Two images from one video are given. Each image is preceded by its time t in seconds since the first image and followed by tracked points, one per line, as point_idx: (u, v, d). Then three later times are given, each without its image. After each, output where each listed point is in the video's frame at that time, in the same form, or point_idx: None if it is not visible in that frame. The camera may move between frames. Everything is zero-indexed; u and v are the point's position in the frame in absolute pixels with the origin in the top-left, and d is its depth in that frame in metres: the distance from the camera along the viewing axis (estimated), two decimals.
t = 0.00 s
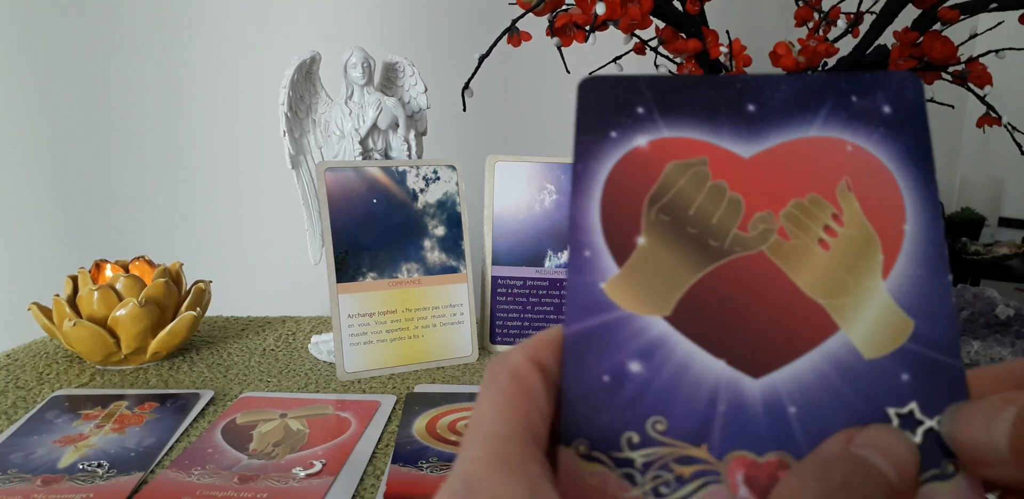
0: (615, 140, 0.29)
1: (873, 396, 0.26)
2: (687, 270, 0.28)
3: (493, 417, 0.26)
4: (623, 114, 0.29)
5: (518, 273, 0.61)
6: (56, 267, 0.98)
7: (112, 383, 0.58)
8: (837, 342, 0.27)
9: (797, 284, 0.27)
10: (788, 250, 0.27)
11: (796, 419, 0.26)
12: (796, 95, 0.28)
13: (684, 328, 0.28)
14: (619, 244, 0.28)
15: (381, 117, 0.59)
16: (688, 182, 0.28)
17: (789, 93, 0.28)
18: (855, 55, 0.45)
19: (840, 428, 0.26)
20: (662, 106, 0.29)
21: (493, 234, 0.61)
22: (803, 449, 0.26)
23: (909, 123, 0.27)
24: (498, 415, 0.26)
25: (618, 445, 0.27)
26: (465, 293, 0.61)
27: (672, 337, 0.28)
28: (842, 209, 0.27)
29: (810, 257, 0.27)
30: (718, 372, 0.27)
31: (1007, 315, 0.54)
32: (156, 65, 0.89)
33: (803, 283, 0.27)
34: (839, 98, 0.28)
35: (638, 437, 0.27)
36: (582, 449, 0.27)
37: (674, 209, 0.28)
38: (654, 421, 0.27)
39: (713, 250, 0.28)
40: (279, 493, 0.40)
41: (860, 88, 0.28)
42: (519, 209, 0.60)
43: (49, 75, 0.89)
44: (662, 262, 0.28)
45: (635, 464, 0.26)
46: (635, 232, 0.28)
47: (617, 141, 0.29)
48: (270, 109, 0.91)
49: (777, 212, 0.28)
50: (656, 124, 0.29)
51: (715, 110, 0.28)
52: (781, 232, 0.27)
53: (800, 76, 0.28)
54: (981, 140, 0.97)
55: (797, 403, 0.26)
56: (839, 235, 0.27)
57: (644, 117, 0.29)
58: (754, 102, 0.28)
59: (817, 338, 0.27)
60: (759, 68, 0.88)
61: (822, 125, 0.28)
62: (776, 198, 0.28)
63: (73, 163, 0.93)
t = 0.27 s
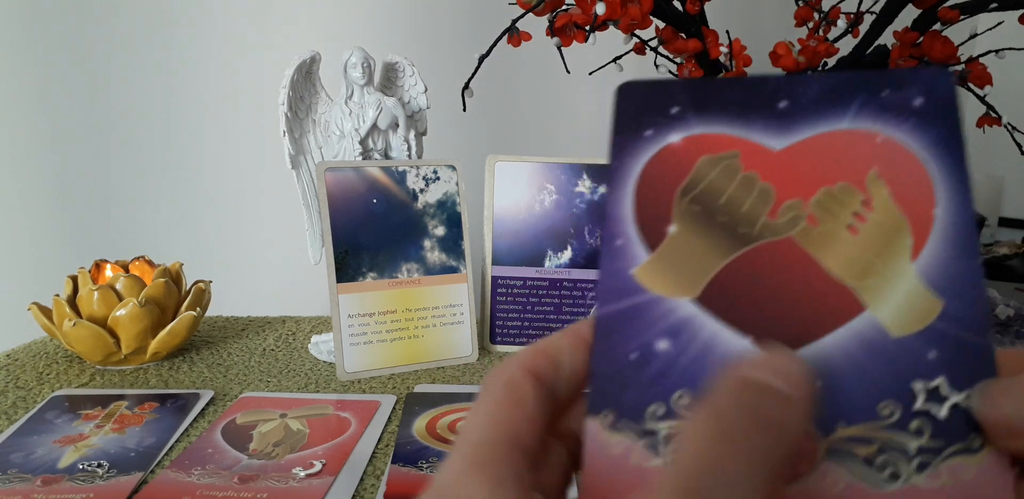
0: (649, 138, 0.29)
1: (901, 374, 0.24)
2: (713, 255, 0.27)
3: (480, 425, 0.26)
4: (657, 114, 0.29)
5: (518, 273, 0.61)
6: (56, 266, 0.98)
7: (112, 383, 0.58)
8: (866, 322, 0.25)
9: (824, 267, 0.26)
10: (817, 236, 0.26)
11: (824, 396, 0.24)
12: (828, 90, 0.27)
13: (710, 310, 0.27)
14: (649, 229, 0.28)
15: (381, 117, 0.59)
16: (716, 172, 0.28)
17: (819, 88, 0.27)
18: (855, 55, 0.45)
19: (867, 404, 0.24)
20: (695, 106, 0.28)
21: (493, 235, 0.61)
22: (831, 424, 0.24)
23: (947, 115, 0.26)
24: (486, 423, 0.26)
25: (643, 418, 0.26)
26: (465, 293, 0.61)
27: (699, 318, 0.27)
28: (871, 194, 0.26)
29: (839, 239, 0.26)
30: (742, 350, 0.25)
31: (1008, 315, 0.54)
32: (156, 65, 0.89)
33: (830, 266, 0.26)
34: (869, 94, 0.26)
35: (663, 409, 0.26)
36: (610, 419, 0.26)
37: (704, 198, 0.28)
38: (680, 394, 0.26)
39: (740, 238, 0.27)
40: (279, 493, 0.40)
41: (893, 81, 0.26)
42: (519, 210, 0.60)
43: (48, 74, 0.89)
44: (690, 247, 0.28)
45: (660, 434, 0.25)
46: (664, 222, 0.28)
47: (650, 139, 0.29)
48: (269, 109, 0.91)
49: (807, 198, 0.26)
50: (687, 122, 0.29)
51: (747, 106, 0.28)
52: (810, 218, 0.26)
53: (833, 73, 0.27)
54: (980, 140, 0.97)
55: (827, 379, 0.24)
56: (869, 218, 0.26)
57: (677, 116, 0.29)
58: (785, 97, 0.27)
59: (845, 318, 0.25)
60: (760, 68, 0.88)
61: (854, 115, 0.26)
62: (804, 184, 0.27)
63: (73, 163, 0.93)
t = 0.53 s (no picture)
0: (661, 81, 0.28)
1: (915, 341, 0.26)
2: (731, 215, 0.28)
3: (311, 434, 0.25)
4: (667, 54, 0.28)
5: (518, 273, 0.61)
6: (56, 267, 0.98)
7: (112, 383, 0.58)
8: (881, 283, 0.27)
9: (843, 224, 0.27)
10: (835, 188, 0.27)
11: (839, 361, 0.26)
12: (848, 25, 0.28)
13: (726, 273, 0.28)
14: (663, 186, 0.28)
15: (381, 117, 0.59)
16: (734, 120, 0.28)
17: (839, 28, 0.28)
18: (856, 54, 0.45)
19: (882, 371, 0.26)
20: (708, 43, 0.28)
21: (493, 234, 0.61)
22: (846, 393, 0.26)
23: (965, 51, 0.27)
24: (323, 428, 0.25)
25: (660, 391, 0.27)
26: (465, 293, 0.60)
27: (715, 283, 0.28)
28: (893, 144, 0.27)
29: (856, 196, 0.27)
30: (762, 315, 0.27)
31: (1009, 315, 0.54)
32: (156, 65, 0.89)
33: (849, 225, 0.27)
34: (894, 26, 0.27)
35: (678, 382, 0.27)
36: (623, 394, 0.27)
37: (720, 151, 0.28)
38: (694, 366, 0.27)
39: (760, 192, 0.28)
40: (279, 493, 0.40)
41: (915, 15, 0.27)
42: (519, 210, 0.60)
43: (48, 75, 0.89)
44: (705, 208, 0.28)
45: (676, 409, 0.27)
46: (679, 178, 0.28)
47: (662, 83, 0.28)
48: (269, 110, 0.91)
49: (825, 148, 0.28)
50: (701, 62, 0.28)
51: (763, 46, 0.28)
52: (827, 170, 0.27)
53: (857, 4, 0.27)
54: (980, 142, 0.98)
55: (839, 346, 0.26)
56: (889, 170, 0.27)
57: (689, 56, 0.28)
58: (803, 34, 0.28)
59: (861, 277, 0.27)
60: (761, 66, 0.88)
61: (875, 54, 0.27)
62: (822, 134, 0.28)
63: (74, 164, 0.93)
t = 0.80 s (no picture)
0: (649, 107, 0.29)
1: (906, 361, 0.26)
2: (721, 238, 0.28)
3: (277, 409, 0.26)
4: (655, 79, 0.29)
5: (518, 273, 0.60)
6: (55, 266, 0.98)
7: (111, 383, 0.58)
8: (870, 306, 0.26)
9: (833, 249, 0.27)
10: (822, 213, 0.27)
11: (829, 384, 0.26)
12: (831, 48, 0.27)
13: (718, 295, 0.27)
14: (653, 211, 0.28)
15: (381, 117, 0.59)
16: (722, 146, 0.28)
17: (823, 51, 0.27)
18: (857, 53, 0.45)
19: (872, 392, 0.26)
20: (694, 68, 0.28)
21: (493, 234, 0.61)
22: (838, 415, 0.26)
23: (949, 70, 0.26)
24: (292, 407, 0.26)
25: (653, 414, 0.27)
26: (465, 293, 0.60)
27: (705, 305, 0.27)
28: (879, 168, 0.27)
29: (845, 220, 0.27)
30: (753, 338, 0.27)
31: (1009, 315, 0.54)
32: (156, 65, 0.89)
33: (838, 248, 0.27)
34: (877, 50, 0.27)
35: (672, 405, 0.27)
36: (618, 418, 0.27)
37: (707, 175, 0.28)
38: (688, 389, 0.27)
39: (748, 216, 0.28)
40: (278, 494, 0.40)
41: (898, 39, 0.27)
42: (519, 210, 0.60)
43: (46, 74, 0.88)
44: (696, 230, 0.28)
45: (670, 432, 0.26)
46: (668, 202, 0.28)
47: (649, 109, 0.29)
48: (269, 109, 0.91)
49: (813, 172, 0.27)
50: (688, 87, 0.28)
51: (748, 71, 0.28)
52: (814, 194, 0.27)
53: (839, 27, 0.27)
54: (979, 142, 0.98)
55: (830, 367, 0.26)
56: (876, 193, 0.27)
57: (676, 81, 0.28)
58: (788, 58, 0.28)
59: (850, 300, 0.27)
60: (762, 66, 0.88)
61: (859, 77, 0.27)
62: (810, 159, 0.27)
63: (73, 163, 0.93)
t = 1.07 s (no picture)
0: (627, 130, 0.29)
1: (888, 383, 0.25)
2: (700, 261, 0.28)
3: (314, 423, 0.26)
4: (633, 102, 0.29)
5: (519, 273, 0.61)
6: (57, 266, 0.98)
7: (112, 383, 0.58)
8: (849, 328, 0.26)
9: (812, 272, 0.27)
10: (801, 236, 0.27)
11: (813, 406, 0.26)
12: (804, 77, 0.28)
13: (699, 318, 0.27)
14: (632, 233, 0.28)
15: (381, 117, 0.60)
16: (700, 171, 0.28)
17: (796, 78, 0.28)
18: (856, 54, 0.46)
19: (855, 413, 0.25)
20: (671, 92, 0.29)
21: (493, 234, 0.61)
22: (822, 436, 0.25)
23: (920, 103, 0.27)
24: (325, 421, 0.26)
25: (638, 437, 0.26)
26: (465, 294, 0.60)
27: (687, 327, 0.27)
28: (854, 192, 0.27)
29: (822, 244, 0.27)
30: (735, 362, 0.27)
31: (1006, 315, 0.54)
32: (157, 66, 0.90)
33: (817, 271, 0.27)
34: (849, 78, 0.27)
35: (657, 428, 0.26)
36: (602, 441, 0.27)
37: (686, 198, 0.28)
38: (672, 411, 0.26)
39: (727, 239, 0.27)
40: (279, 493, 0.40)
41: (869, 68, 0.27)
42: (519, 210, 0.61)
43: (49, 75, 0.89)
44: (675, 252, 0.28)
45: (655, 455, 0.26)
46: (647, 225, 0.28)
47: (628, 132, 0.29)
48: (270, 110, 0.92)
49: (790, 196, 0.27)
50: (666, 111, 0.29)
51: (724, 96, 0.28)
52: (792, 218, 0.27)
53: (810, 57, 0.28)
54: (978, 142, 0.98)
55: (812, 389, 0.26)
56: (852, 217, 0.27)
57: (654, 105, 0.29)
58: (763, 84, 0.28)
59: (829, 324, 0.26)
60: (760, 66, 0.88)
61: (832, 105, 0.27)
62: (786, 182, 0.27)
63: (75, 164, 0.93)
